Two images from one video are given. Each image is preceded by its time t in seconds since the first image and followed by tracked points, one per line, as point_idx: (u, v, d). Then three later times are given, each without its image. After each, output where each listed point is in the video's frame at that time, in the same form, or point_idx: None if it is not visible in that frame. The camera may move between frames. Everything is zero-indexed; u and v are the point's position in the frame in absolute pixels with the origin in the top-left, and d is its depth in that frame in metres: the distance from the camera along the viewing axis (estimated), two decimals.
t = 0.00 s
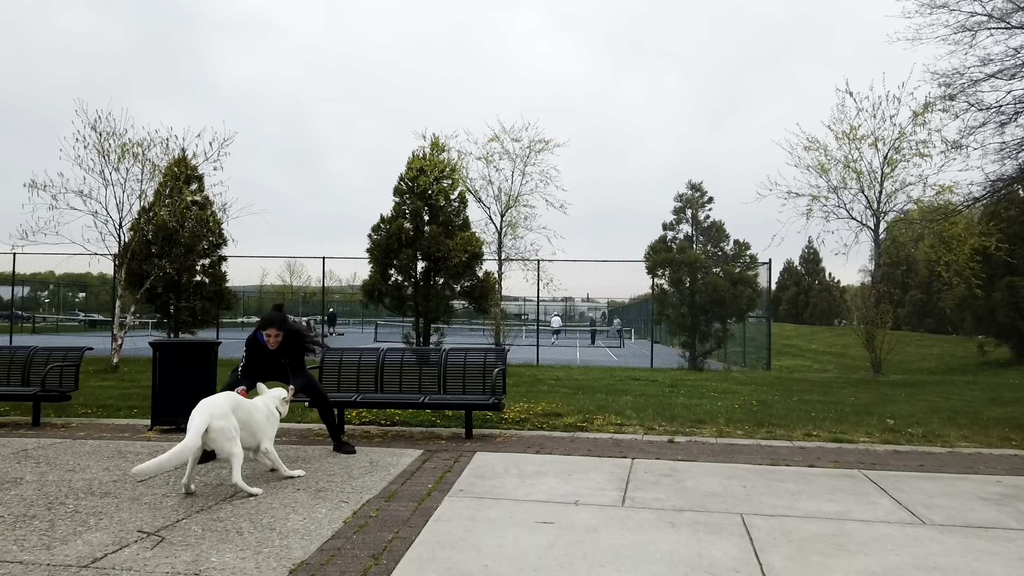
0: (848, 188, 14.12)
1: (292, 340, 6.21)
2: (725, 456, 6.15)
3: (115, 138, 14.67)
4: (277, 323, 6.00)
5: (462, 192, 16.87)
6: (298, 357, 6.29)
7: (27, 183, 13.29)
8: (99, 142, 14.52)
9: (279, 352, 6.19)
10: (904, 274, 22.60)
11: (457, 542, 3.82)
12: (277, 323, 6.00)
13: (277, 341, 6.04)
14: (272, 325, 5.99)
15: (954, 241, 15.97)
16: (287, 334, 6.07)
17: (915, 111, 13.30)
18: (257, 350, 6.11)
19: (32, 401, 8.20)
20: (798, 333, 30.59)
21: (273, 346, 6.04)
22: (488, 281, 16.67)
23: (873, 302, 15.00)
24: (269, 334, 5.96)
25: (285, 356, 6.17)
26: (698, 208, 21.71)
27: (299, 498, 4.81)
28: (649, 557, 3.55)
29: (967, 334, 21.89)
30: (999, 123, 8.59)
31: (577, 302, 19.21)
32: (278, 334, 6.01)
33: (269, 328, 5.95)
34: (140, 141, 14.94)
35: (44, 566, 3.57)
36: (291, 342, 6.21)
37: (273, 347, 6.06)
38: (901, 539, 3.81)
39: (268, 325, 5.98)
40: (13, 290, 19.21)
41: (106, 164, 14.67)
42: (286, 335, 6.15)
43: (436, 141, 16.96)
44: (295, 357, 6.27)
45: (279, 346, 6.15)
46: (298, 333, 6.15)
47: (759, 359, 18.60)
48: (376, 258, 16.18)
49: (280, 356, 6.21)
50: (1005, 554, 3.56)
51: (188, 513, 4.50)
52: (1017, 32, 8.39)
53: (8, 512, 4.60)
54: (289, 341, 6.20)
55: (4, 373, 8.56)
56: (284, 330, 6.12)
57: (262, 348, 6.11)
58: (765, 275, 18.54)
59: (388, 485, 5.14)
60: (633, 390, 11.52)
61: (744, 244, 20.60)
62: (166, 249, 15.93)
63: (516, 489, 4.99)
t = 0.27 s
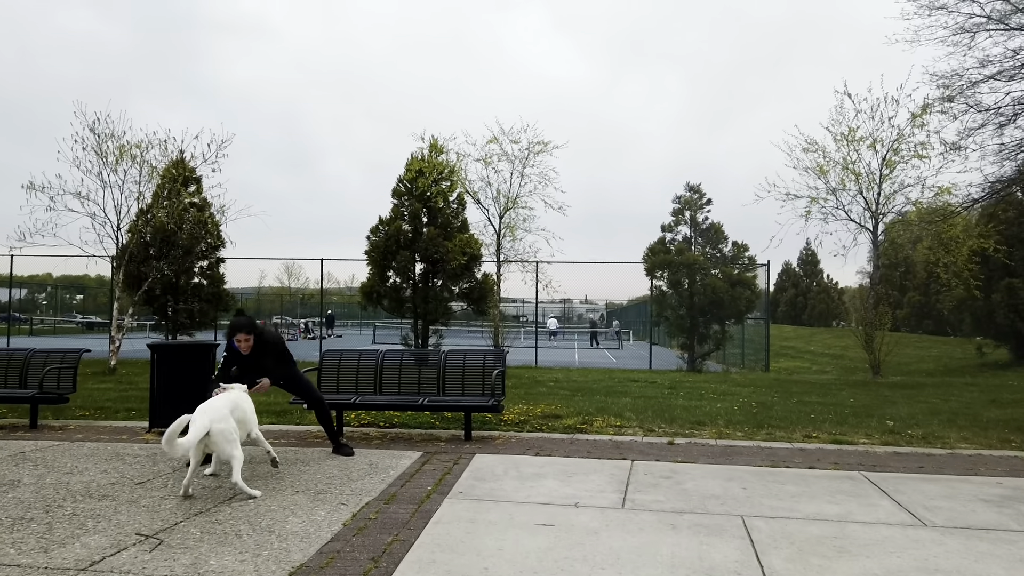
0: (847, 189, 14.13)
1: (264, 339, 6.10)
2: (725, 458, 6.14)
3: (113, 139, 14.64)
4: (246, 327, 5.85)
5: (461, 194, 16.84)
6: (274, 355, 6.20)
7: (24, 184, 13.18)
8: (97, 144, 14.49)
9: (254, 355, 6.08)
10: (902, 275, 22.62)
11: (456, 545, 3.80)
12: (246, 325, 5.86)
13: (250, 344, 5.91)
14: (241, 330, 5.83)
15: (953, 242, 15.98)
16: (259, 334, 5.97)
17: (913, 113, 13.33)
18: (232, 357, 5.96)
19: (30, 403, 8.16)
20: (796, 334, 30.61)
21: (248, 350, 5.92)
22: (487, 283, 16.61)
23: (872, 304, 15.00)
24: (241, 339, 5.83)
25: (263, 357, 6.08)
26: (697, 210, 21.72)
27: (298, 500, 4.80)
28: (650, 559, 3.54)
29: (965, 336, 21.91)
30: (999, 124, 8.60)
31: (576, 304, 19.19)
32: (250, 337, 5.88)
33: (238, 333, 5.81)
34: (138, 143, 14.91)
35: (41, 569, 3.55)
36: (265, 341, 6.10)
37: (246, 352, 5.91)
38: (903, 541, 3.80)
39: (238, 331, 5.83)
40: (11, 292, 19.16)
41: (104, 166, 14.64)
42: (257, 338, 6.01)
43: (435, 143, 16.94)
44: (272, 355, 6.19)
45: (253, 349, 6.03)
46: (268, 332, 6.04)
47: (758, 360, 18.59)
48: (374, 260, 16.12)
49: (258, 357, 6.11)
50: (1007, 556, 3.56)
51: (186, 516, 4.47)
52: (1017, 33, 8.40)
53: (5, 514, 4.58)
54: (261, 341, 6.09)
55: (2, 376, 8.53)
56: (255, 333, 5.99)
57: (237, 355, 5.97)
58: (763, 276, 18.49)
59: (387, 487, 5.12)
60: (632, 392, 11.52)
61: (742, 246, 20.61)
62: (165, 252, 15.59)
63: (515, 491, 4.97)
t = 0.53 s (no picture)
0: (844, 190, 14.15)
1: (285, 334, 6.17)
2: (725, 457, 6.15)
3: (110, 140, 14.60)
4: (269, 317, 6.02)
5: (458, 195, 16.82)
6: (294, 349, 6.25)
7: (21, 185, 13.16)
8: (94, 144, 14.45)
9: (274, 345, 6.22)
10: (898, 276, 22.68)
11: (458, 544, 3.80)
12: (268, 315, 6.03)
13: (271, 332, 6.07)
14: (262, 318, 6.02)
15: (950, 242, 16.00)
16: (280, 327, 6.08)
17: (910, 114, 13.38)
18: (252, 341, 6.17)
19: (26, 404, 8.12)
20: (793, 335, 30.65)
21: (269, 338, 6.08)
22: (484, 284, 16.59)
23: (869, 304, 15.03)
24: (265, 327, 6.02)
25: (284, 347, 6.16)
26: (694, 211, 21.75)
27: (298, 500, 4.79)
28: (652, 558, 3.54)
29: (962, 336, 21.97)
30: (996, 125, 8.63)
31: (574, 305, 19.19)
32: (270, 326, 6.03)
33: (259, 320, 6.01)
34: (135, 144, 14.87)
35: (41, 569, 3.54)
36: (286, 338, 6.17)
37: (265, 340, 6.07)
38: (903, 539, 3.81)
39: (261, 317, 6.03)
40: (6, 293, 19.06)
41: (101, 166, 14.59)
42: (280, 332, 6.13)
43: (432, 143, 16.93)
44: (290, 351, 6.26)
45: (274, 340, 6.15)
46: (289, 327, 6.12)
47: (755, 361, 18.59)
48: (371, 260, 16.07)
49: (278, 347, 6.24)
50: (1007, 554, 3.57)
51: (186, 516, 4.46)
52: (1014, 34, 8.44)
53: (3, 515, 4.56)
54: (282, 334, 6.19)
55: None
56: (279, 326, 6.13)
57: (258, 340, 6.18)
58: (760, 277, 18.52)
59: (387, 487, 5.11)
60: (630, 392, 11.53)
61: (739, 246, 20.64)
62: (161, 253, 15.66)
63: (515, 491, 4.97)
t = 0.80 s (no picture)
0: (845, 191, 14.16)
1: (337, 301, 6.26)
2: (728, 457, 6.16)
3: (111, 140, 14.60)
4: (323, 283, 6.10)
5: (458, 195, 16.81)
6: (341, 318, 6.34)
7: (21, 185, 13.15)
8: (95, 144, 14.44)
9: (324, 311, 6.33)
10: (898, 277, 22.68)
11: (463, 544, 3.80)
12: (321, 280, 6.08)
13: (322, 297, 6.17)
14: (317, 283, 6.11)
15: (949, 244, 16.04)
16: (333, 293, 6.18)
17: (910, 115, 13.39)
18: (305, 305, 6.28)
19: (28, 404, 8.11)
20: (792, 336, 30.63)
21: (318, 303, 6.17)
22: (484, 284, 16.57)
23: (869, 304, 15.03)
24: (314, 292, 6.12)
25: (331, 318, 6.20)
26: (694, 211, 21.76)
27: (302, 500, 4.78)
28: (658, 558, 3.54)
29: (961, 337, 21.96)
30: (998, 126, 8.63)
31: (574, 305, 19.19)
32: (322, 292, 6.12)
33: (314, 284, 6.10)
34: (136, 143, 14.86)
35: (47, 568, 3.53)
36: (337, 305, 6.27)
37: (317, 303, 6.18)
38: (909, 539, 3.81)
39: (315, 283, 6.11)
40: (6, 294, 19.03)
41: (101, 166, 14.58)
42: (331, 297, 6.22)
43: (433, 144, 16.93)
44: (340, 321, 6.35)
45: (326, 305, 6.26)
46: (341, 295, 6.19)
47: (755, 361, 18.59)
48: (372, 261, 16.06)
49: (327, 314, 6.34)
50: (1013, 554, 3.57)
51: (190, 515, 4.46)
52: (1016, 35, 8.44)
53: (7, 514, 4.55)
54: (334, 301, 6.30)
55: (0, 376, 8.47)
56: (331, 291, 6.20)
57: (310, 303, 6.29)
58: (760, 278, 18.50)
59: (391, 487, 5.11)
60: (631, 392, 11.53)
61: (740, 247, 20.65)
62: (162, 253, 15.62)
63: (519, 491, 4.96)
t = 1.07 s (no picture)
0: (851, 190, 14.12)
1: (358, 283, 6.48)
2: (735, 457, 6.14)
3: (118, 140, 14.66)
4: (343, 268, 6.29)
5: (464, 195, 16.82)
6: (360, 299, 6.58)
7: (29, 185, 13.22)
8: (102, 144, 14.50)
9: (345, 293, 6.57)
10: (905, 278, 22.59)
11: (471, 542, 3.80)
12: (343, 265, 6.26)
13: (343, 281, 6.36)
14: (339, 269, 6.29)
15: (957, 244, 16.09)
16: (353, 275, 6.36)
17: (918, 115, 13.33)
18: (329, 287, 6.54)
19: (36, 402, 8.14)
20: (798, 336, 30.51)
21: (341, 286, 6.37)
22: (489, 283, 16.56)
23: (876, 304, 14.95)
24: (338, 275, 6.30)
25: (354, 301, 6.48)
26: (700, 211, 21.72)
27: (310, 498, 4.80)
28: (665, 557, 3.54)
29: (969, 337, 21.85)
30: (1006, 125, 8.59)
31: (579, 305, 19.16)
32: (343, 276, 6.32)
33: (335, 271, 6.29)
34: (143, 143, 14.93)
35: (57, 565, 3.56)
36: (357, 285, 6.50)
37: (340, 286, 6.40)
38: (917, 539, 3.80)
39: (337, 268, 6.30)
40: (14, 293, 19.09)
41: (109, 166, 14.65)
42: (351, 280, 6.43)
43: (439, 144, 16.95)
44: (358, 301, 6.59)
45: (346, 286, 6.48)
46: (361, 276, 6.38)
47: (761, 361, 18.53)
48: (378, 260, 16.08)
49: (350, 296, 6.59)
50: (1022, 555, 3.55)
51: (198, 513, 4.48)
52: None
53: (18, 512, 4.58)
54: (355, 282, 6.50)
55: (8, 375, 8.50)
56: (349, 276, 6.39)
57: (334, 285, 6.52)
58: (766, 278, 18.44)
59: (398, 486, 5.12)
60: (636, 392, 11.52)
61: (746, 247, 20.60)
62: (169, 252, 15.67)
63: (526, 490, 4.97)
